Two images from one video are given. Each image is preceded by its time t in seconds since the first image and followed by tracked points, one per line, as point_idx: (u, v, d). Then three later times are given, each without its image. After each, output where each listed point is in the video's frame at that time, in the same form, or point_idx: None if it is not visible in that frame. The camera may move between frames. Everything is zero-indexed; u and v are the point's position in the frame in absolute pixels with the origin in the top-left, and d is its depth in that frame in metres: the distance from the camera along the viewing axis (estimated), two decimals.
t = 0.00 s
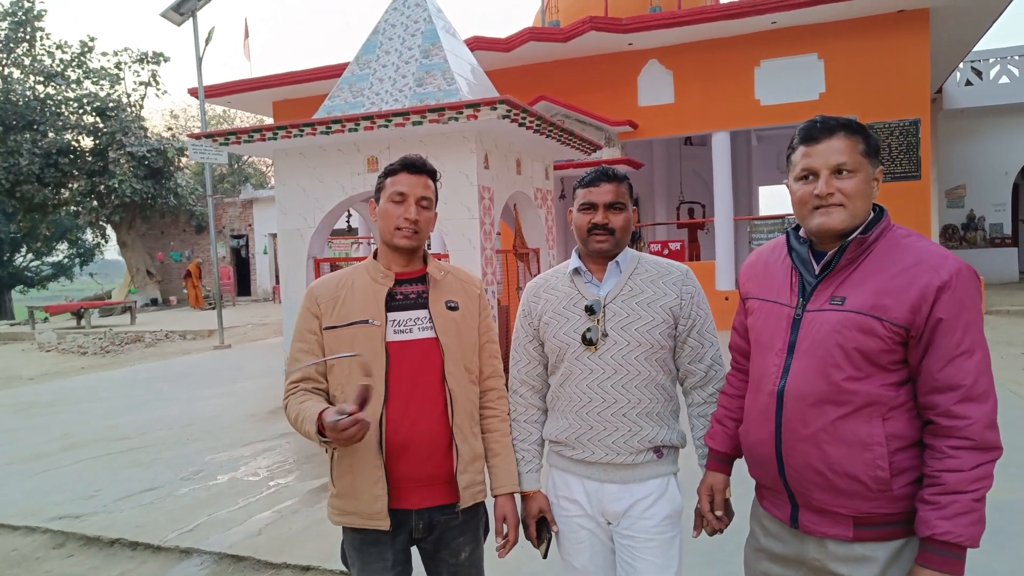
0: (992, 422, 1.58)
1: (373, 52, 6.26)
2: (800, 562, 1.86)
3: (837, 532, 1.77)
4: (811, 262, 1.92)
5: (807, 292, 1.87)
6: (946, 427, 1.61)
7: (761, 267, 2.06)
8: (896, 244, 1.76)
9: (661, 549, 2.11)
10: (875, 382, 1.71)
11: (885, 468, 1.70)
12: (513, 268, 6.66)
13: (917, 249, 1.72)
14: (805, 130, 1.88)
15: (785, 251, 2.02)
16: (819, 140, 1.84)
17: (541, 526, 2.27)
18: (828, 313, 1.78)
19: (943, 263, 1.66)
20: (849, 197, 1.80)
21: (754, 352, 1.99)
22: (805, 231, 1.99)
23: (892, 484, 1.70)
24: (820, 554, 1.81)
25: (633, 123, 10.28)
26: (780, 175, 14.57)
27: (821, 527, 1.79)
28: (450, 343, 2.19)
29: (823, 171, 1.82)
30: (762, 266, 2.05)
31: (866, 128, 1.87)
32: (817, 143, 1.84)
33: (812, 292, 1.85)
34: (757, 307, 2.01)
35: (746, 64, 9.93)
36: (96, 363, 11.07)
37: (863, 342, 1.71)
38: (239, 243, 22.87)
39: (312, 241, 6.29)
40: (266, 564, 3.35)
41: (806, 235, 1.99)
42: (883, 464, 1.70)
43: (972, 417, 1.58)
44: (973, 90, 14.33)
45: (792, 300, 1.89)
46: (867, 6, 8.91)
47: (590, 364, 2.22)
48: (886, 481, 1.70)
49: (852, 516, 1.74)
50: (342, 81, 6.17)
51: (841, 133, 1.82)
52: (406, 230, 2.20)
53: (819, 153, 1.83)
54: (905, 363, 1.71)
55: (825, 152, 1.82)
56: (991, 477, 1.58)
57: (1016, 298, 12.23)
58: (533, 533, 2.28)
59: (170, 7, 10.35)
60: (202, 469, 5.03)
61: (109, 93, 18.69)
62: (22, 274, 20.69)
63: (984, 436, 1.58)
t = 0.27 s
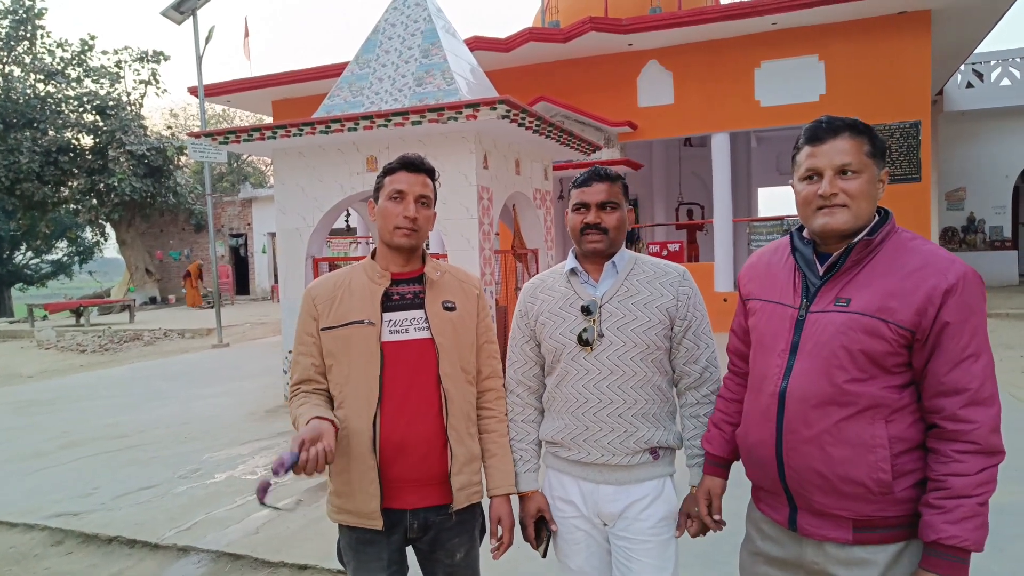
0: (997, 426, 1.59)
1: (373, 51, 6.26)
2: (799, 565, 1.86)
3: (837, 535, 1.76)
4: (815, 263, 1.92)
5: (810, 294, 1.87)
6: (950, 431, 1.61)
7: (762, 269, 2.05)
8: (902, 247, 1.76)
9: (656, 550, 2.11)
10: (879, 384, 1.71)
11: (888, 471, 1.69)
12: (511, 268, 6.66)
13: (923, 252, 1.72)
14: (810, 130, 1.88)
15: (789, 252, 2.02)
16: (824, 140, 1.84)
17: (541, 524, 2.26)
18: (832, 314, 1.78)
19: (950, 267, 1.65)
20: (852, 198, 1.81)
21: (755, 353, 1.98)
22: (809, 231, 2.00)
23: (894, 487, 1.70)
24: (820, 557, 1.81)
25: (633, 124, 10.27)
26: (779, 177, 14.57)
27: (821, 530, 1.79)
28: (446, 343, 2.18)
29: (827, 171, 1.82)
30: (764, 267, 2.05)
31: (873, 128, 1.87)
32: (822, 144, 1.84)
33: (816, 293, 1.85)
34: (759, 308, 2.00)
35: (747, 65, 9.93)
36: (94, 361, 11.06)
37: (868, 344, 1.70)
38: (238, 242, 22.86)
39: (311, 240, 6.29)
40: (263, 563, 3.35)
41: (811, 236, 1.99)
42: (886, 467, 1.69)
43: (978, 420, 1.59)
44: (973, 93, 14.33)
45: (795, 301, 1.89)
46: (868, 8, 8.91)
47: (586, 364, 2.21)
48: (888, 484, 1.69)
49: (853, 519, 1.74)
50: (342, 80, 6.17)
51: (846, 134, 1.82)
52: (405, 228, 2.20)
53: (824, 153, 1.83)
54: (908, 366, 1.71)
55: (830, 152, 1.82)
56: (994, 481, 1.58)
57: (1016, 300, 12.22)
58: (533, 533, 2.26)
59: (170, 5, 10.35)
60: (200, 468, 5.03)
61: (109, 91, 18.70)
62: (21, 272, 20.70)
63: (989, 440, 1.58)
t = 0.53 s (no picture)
0: (994, 428, 1.58)
1: (373, 48, 6.24)
2: (797, 566, 1.85)
3: (834, 536, 1.76)
4: (814, 264, 1.92)
5: (810, 294, 1.86)
6: (948, 433, 1.61)
7: (763, 269, 2.05)
8: (901, 249, 1.75)
9: (650, 551, 2.10)
10: (877, 385, 1.70)
11: (886, 472, 1.69)
12: (510, 267, 6.65)
13: (923, 253, 1.71)
14: (811, 130, 1.87)
15: (789, 253, 2.02)
16: (826, 140, 1.83)
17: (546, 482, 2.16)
18: (831, 315, 1.77)
19: (950, 269, 1.65)
20: (852, 198, 1.80)
21: (754, 353, 1.97)
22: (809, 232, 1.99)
23: (892, 488, 1.69)
24: (817, 558, 1.81)
25: (633, 124, 10.27)
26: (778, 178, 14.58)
27: (819, 531, 1.78)
28: (442, 343, 2.17)
29: (827, 171, 1.82)
30: (764, 268, 2.04)
31: (874, 129, 1.86)
32: (823, 144, 1.83)
33: (815, 294, 1.84)
34: (758, 309, 1.99)
35: (747, 66, 9.93)
36: (91, 358, 11.03)
37: (867, 345, 1.70)
38: (236, 239, 22.81)
39: (309, 238, 6.27)
40: (258, 560, 3.33)
41: (810, 237, 1.98)
42: (884, 468, 1.69)
43: (976, 422, 1.58)
44: (973, 96, 14.36)
45: (794, 302, 1.88)
46: (868, 10, 8.91)
47: (581, 363, 2.21)
48: (886, 484, 1.69)
49: (850, 519, 1.73)
50: (341, 77, 6.15)
51: (848, 134, 1.81)
52: (401, 226, 2.19)
53: (825, 153, 1.82)
54: (906, 368, 1.71)
55: (831, 153, 1.82)
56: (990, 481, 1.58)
57: (1013, 304, 12.23)
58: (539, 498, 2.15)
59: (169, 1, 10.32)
60: (196, 465, 5.01)
61: (107, 86, 18.65)
62: (18, 268, 20.63)
63: (987, 442, 1.58)
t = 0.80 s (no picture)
0: (990, 427, 1.59)
1: (371, 47, 6.25)
2: (795, 564, 1.87)
3: (833, 535, 1.77)
4: (810, 263, 1.93)
5: (806, 294, 1.87)
6: (944, 431, 1.62)
7: (761, 268, 2.06)
8: (897, 248, 1.76)
9: (646, 551, 2.10)
10: (872, 385, 1.72)
11: (883, 471, 1.70)
12: (508, 265, 6.67)
13: (919, 252, 1.72)
14: (805, 132, 1.89)
15: (785, 253, 2.03)
16: (819, 141, 1.85)
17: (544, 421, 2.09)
18: (827, 315, 1.78)
19: (945, 267, 1.66)
20: (845, 198, 1.81)
21: (751, 352, 1.99)
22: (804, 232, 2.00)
23: (889, 487, 1.70)
24: (815, 556, 1.82)
25: (632, 123, 10.28)
26: (777, 177, 14.58)
27: (817, 530, 1.80)
28: (438, 341, 2.19)
29: (819, 171, 1.83)
30: (762, 268, 2.06)
31: (869, 130, 1.87)
32: (816, 144, 1.85)
33: (810, 294, 1.85)
34: (756, 309, 2.01)
35: (746, 64, 9.92)
36: (90, 355, 11.04)
37: (863, 344, 1.71)
38: (235, 237, 22.83)
39: (307, 236, 6.28)
40: (255, 558, 3.35)
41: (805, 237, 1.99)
42: (880, 467, 1.70)
43: (972, 421, 1.59)
44: (971, 95, 14.36)
45: (790, 301, 1.90)
46: (868, 8, 8.91)
47: (577, 360, 2.22)
48: (883, 483, 1.70)
49: (848, 518, 1.75)
50: (339, 75, 6.16)
51: (840, 134, 1.82)
52: (395, 227, 2.20)
53: (817, 153, 1.84)
54: (903, 366, 1.72)
55: (824, 153, 1.83)
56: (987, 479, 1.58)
57: (1010, 302, 12.25)
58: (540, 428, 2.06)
59: None
60: (194, 462, 5.03)
61: (107, 85, 18.66)
62: (18, 265, 20.64)
63: (983, 440, 1.58)
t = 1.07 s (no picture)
0: (978, 429, 1.60)
1: (372, 44, 6.24)
2: (786, 563, 1.87)
3: (823, 534, 1.78)
4: (803, 266, 1.93)
5: (799, 296, 1.88)
6: (933, 432, 1.63)
7: (757, 269, 2.07)
8: (889, 251, 1.77)
9: (641, 552, 2.11)
10: (863, 386, 1.72)
11: (873, 471, 1.71)
12: (507, 264, 6.67)
13: (909, 256, 1.73)
14: (796, 136, 1.92)
15: (779, 255, 2.03)
16: (808, 145, 1.87)
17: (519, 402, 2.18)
18: (819, 317, 1.79)
19: (935, 271, 1.67)
20: (833, 202, 1.84)
21: (745, 353, 2.00)
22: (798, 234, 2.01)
23: (879, 487, 1.71)
24: (807, 556, 1.82)
25: (631, 123, 10.28)
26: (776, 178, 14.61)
27: (808, 529, 1.80)
28: (436, 340, 2.18)
29: (808, 175, 1.86)
30: (757, 269, 2.07)
31: (859, 134, 1.89)
32: (806, 149, 1.87)
33: (803, 296, 1.86)
34: (750, 310, 2.02)
35: (746, 66, 9.93)
36: (86, 351, 11.01)
37: (853, 346, 1.72)
38: (233, 233, 22.78)
39: (306, 234, 6.27)
40: (249, 557, 3.35)
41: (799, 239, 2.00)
42: (871, 467, 1.71)
43: (959, 422, 1.60)
44: (970, 99, 14.40)
45: (784, 303, 1.90)
46: (867, 12, 8.93)
47: (574, 360, 2.23)
48: (873, 483, 1.71)
49: (838, 518, 1.75)
50: (340, 73, 6.15)
51: (829, 139, 1.85)
52: (393, 225, 2.20)
53: (806, 157, 1.87)
54: (893, 369, 1.73)
55: (814, 157, 1.86)
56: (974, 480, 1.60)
57: (1006, 306, 12.29)
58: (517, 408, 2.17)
59: None
60: (189, 460, 5.02)
61: (106, 79, 18.60)
62: (15, 259, 20.56)
63: (971, 442, 1.60)
